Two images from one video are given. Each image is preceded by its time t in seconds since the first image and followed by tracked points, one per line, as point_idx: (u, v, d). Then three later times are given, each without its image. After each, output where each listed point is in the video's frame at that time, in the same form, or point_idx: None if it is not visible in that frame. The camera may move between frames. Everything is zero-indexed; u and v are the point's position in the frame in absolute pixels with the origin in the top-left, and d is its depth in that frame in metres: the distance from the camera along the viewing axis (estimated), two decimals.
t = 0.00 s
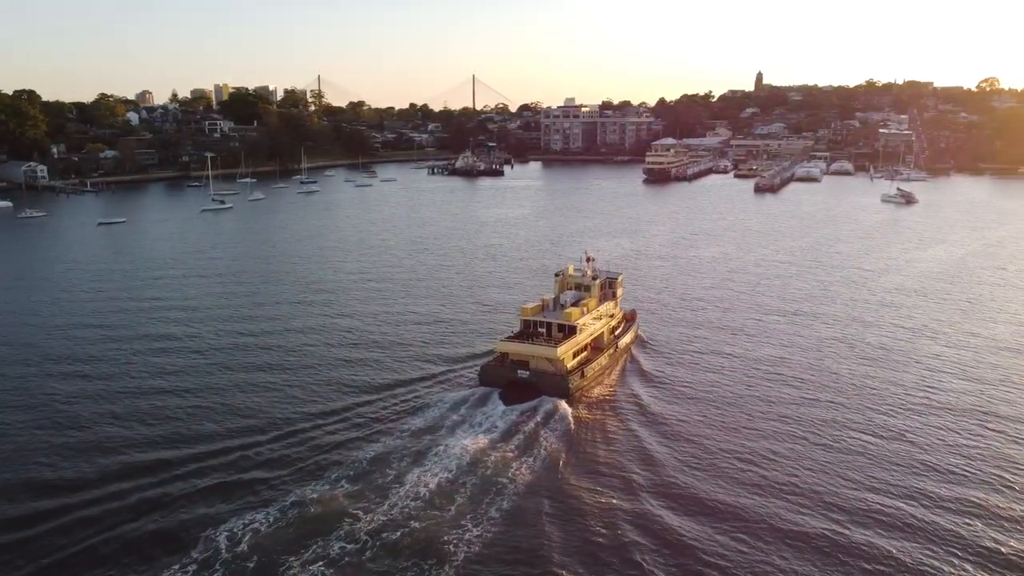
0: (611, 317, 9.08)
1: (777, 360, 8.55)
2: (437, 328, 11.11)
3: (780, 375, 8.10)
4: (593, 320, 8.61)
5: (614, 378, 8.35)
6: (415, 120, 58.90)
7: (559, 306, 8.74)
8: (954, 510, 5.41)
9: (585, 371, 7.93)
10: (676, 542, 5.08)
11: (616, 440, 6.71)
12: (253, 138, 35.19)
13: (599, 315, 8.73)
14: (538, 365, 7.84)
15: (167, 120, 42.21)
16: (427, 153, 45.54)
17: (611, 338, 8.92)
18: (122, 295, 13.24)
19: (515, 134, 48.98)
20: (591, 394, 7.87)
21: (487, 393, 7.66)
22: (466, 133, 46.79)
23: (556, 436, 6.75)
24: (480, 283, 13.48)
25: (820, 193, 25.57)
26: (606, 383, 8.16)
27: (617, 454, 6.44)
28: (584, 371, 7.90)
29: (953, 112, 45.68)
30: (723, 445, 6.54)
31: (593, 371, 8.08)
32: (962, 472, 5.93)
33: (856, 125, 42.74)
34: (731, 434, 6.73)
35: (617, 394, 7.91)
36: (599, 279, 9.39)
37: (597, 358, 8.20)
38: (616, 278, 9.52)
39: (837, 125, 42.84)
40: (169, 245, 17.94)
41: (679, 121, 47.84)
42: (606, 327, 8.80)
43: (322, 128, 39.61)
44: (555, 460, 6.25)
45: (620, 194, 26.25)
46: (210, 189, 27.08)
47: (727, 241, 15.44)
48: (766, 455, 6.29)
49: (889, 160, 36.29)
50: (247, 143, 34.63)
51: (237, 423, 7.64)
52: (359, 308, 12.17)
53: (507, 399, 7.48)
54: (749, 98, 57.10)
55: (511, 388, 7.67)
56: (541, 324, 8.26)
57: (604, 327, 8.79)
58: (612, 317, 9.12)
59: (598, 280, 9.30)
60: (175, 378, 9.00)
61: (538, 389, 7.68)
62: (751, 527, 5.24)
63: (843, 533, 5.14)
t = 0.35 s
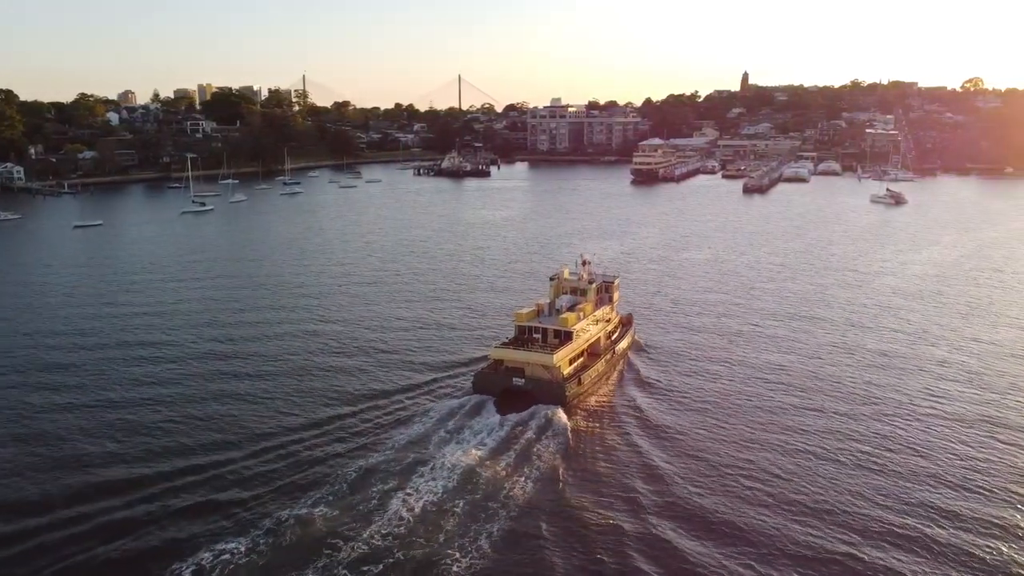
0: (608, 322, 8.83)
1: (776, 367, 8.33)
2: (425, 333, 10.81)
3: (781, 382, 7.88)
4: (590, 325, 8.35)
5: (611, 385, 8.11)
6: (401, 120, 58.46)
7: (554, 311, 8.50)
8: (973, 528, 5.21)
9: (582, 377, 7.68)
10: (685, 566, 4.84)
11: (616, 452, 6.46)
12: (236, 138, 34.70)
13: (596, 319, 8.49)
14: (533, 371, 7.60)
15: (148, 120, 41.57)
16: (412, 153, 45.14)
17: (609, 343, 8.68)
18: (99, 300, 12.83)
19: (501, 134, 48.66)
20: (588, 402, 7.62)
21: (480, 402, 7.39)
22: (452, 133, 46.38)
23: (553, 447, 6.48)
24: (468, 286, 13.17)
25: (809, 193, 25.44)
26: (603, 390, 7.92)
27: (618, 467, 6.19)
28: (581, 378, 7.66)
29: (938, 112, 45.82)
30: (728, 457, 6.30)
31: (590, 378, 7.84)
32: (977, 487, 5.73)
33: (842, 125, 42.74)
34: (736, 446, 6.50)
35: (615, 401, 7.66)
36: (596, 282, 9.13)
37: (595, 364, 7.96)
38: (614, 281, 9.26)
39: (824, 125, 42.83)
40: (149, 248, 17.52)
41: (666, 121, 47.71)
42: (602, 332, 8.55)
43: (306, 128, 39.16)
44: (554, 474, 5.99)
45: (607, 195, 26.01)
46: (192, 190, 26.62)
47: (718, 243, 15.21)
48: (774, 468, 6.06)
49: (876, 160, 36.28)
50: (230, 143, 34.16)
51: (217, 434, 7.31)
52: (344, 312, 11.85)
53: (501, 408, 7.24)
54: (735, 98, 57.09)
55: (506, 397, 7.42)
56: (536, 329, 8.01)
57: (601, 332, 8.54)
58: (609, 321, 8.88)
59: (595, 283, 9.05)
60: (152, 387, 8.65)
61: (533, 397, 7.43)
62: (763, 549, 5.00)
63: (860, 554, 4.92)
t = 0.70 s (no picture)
0: (604, 327, 8.57)
1: (777, 374, 8.09)
2: (411, 339, 10.48)
3: (783, 390, 7.65)
4: (586, 330, 8.08)
5: (610, 393, 7.84)
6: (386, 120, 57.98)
7: (550, 317, 8.22)
8: (993, 548, 4.98)
9: (580, 385, 7.42)
10: None
11: (617, 466, 6.20)
12: (219, 138, 34.20)
13: (592, 324, 8.21)
14: (529, 380, 7.32)
15: (129, 120, 40.93)
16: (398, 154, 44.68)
17: (605, 349, 8.40)
18: (75, 305, 12.42)
19: (488, 134, 48.32)
20: (586, 410, 7.36)
21: (473, 414, 7.13)
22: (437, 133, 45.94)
23: (551, 461, 6.22)
24: (456, 290, 12.86)
25: (798, 193, 25.29)
26: (602, 399, 7.66)
27: (620, 482, 5.93)
28: (579, 386, 7.38)
29: (924, 112, 45.93)
30: (735, 470, 6.06)
31: (588, 386, 7.57)
32: (993, 502, 5.52)
33: (829, 125, 42.70)
34: (742, 458, 6.26)
35: (614, 410, 7.40)
36: (592, 286, 8.86)
37: (592, 371, 7.69)
38: (610, 285, 8.98)
39: (811, 125, 42.77)
40: (128, 252, 17.09)
41: (653, 121, 47.53)
42: (600, 338, 8.27)
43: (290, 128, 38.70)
44: (553, 491, 5.72)
45: (596, 196, 25.75)
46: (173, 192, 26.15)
47: (710, 245, 14.97)
48: (783, 483, 5.82)
49: (864, 160, 36.25)
50: (212, 144, 33.67)
51: (196, 449, 6.98)
52: (329, 317, 11.51)
53: (496, 418, 6.96)
54: (722, 98, 57.03)
55: (501, 407, 7.17)
56: (531, 335, 7.74)
57: (597, 338, 8.27)
58: (606, 326, 8.61)
59: (591, 287, 8.77)
60: (128, 398, 8.29)
61: (530, 406, 7.16)
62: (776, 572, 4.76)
63: None
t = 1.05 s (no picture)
0: (601, 333, 8.32)
1: (778, 381, 7.84)
2: (398, 345, 10.15)
3: (786, 398, 7.41)
4: (583, 336, 7.84)
5: (607, 401, 7.61)
6: (371, 121, 57.52)
7: (546, 322, 7.98)
8: (1013, 566, 4.77)
9: (577, 394, 7.18)
10: None
11: (620, 481, 5.92)
12: (201, 139, 33.70)
13: (589, 330, 7.97)
14: (524, 388, 7.06)
15: (108, 121, 40.28)
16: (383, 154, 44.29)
17: (602, 355, 8.16)
18: (49, 310, 12.02)
19: (474, 134, 47.97)
20: (583, 420, 7.12)
21: (468, 423, 6.87)
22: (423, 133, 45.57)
23: (550, 474, 5.95)
24: (443, 295, 12.52)
25: (787, 194, 25.16)
26: (599, 407, 7.41)
27: (623, 498, 5.66)
28: (575, 394, 7.14)
29: (909, 112, 46.08)
30: (742, 484, 5.81)
31: (585, 394, 7.33)
32: (1009, 516, 5.32)
33: (816, 125, 42.64)
34: (747, 470, 6.02)
35: (612, 420, 7.15)
36: (588, 290, 8.60)
37: (589, 379, 7.45)
38: (608, 289, 8.73)
39: (797, 126, 42.74)
40: (106, 255, 16.64)
41: (640, 121, 47.32)
42: (596, 344, 8.04)
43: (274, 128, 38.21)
44: (554, 508, 5.46)
45: (583, 197, 25.52)
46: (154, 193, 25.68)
47: (702, 248, 14.69)
48: (793, 498, 5.57)
49: (851, 160, 36.25)
50: (194, 144, 33.15)
51: (171, 464, 6.63)
52: (314, 322, 11.19)
53: (490, 429, 6.70)
54: (709, 99, 57.01)
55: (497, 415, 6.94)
56: (527, 341, 7.49)
57: (595, 344, 8.04)
58: (603, 331, 8.36)
59: (588, 291, 8.52)
60: (101, 409, 7.92)
61: (525, 415, 6.90)
62: None
63: None
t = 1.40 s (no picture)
0: (598, 339, 8.07)
1: (780, 389, 7.61)
2: (384, 352, 9.82)
3: (788, 407, 7.18)
4: (580, 343, 7.59)
5: (604, 410, 7.36)
6: (356, 121, 57.04)
7: (542, 329, 7.71)
8: None
9: (574, 403, 6.93)
10: None
11: (622, 499, 5.66)
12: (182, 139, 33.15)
13: (586, 337, 7.72)
14: (520, 397, 6.81)
15: (88, 121, 39.60)
16: (368, 155, 43.85)
17: (599, 362, 7.92)
18: (20, 317, 11.59)
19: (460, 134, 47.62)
20: (580, 430, 6.86)
21: (462, 432, 6.59)
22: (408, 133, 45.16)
23: (547, 491, 5.70)
24: (430, 300, 12.20)
25: (776, 195, 24.99)
26: (597, 417, 7.17)
27: (626, 518, 5.39)
28: (573, 403, 6.89)
29: (895, 113, 46.18)
30: (746, 501, 5.57)
31: (582, 402, 7.08)
32: None
33: (803, 125, 42.61)
34: (752, 485, 5.78)
35: (610, 431, 6.89)
36: (584, 295, 8.34)
37: (587, 387, 7.21)
38: (604, 294, 8.48)
39: (784, 126, 42.71)
40: (82, 259, 16.18)
41: (627, 121, 47.15)
42: (593, 350, 7.80)
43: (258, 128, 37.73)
44: (553, 529, 5.19)
45: (571, 198, 25.26)
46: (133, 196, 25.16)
47: (693, 251, 14.44)
48: (803, 517, 5.32)
49: (839, 160, 36.20)
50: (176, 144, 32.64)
51: (145, 483, 6.29)
52: (297, 329, 10.84)
53: (486, 439, 6.44)
54: (695, 99, 56.93)
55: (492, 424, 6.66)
56: (522, 349, 7.23)
57: (591, 351, 7.79)
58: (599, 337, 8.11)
59: (583, 296, 8.27)
60: (72, 423, 7.54)
61: (521, 425, 6.65)
62: None
63: None
